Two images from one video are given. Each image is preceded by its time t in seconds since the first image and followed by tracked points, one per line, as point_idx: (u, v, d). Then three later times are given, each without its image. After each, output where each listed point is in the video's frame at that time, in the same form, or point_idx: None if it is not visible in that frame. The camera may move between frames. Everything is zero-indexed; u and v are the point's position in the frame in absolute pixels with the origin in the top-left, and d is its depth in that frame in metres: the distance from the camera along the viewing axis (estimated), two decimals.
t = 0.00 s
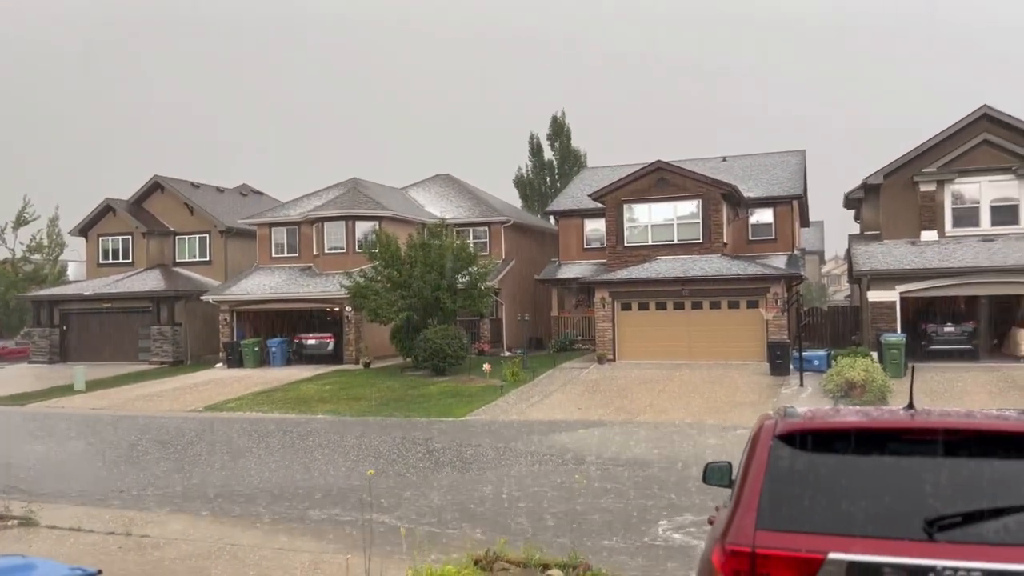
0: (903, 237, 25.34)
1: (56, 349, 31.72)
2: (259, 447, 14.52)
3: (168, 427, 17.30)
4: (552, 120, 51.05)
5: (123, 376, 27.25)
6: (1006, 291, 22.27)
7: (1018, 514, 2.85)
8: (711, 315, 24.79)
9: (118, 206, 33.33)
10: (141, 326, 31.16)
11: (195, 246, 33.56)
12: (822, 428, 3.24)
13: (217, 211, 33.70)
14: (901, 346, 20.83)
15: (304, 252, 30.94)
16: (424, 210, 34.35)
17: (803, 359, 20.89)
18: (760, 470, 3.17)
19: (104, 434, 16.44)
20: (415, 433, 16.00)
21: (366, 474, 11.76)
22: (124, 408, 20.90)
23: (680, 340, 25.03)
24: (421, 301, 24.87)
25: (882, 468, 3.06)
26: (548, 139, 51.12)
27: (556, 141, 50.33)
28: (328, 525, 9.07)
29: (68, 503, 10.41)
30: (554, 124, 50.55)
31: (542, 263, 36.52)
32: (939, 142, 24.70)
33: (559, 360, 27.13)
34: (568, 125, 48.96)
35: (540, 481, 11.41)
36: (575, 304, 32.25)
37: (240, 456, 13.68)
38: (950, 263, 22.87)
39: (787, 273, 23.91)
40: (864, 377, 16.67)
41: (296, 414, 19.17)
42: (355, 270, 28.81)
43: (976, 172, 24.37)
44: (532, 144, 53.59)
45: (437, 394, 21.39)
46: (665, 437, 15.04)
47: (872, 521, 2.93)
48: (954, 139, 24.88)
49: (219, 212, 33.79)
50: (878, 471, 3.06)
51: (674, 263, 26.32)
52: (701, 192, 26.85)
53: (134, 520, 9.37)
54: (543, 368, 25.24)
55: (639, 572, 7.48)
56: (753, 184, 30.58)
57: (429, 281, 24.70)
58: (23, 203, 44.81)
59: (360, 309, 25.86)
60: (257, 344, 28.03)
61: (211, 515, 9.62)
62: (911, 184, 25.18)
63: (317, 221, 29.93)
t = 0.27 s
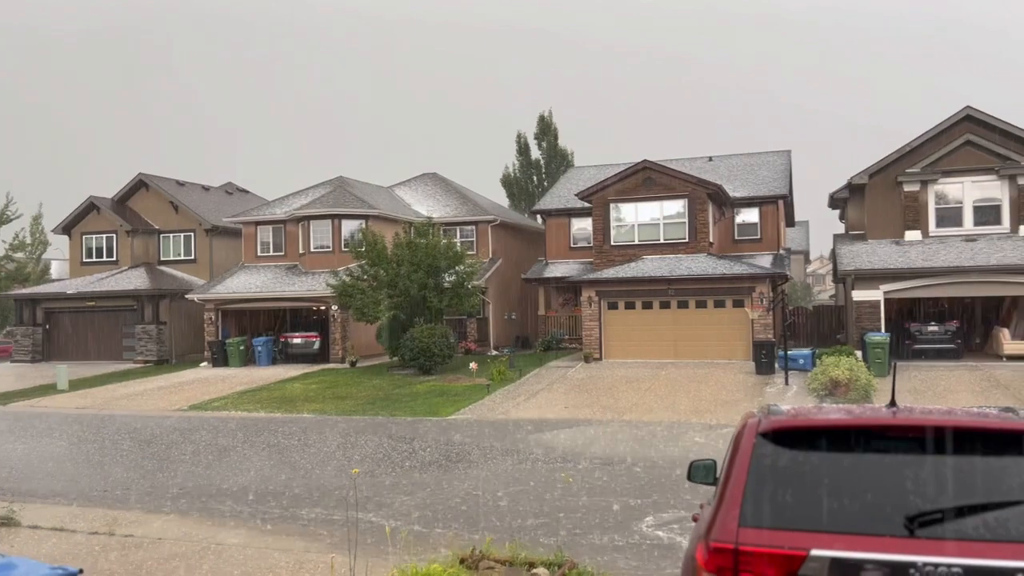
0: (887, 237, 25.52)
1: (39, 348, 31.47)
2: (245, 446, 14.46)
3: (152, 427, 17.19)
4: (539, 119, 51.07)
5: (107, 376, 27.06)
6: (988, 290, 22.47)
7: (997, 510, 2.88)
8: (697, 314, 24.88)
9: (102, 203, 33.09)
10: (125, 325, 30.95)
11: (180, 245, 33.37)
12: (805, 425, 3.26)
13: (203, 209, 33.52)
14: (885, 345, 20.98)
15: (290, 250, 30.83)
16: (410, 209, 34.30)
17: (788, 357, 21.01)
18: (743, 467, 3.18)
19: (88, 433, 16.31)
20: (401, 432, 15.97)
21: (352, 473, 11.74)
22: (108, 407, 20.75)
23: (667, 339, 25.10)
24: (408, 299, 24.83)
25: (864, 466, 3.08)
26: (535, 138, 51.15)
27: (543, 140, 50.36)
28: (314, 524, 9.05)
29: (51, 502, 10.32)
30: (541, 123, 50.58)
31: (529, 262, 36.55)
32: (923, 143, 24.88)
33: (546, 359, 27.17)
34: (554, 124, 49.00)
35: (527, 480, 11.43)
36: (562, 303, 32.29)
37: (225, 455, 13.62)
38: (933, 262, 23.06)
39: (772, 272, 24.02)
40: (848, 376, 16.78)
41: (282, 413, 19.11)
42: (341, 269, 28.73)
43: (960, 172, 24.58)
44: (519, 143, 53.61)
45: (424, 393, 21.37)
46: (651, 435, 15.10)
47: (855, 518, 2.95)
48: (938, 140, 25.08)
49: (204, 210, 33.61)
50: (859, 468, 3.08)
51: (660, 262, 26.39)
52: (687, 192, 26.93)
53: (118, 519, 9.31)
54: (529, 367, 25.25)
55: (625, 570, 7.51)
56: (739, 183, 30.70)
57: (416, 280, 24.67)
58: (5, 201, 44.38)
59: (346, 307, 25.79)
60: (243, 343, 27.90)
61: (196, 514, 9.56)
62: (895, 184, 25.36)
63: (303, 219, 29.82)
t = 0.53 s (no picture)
0: (872, 236, 25.66)
1: (21, 347, 31.19)
2: (230, 446, 14.39)
3: (136, 426, 17.06)
4: (526, 118, 51.07)
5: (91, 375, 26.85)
6: (971, 291, 22.69)
7: (980, 508, 2.90)
8: (683, 313, 24.95)
9: (86, 201, 32.83)
10: (109, 323, 30.73)
11: (165, 243, 33.16)
12: (789, 423, 3.27)
13: (188, 207, 33.32)
14: (870, 344, 21.11)
15: (276, 249, 30.69)
16: (397, 207, 34.22)
17: (774, 356, 21.09)
18: (728, 465, 3.19)
19: (70, 433, 16.18)
20: (387, 431, 15.93)
21: (337, 472, 11.70)
22: (91, 406, 20.59)
23: (653, 338, 25.15)
24: (395, 298, 24.77)
25: (847, 463, 3.09)
26: (522, 137, 51.15)
27: (530, 139, 50.38)
28: (299, 523, 9.01)
29: (33, 502, 10.23)
30: (528, 122, 50.59)
31: (516, 261, 36.54)
32: (907, 143, 25.04)
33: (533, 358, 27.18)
34: (542, 123, 49.02)
35: (513, 479, 11.43)
36: (549, 302, 32.30)
37: (210, 455, 13.54)
38: (917, 262, 23.23)
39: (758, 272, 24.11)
40: (833, 375, 16.88)
41: (268, 412, 19.02)
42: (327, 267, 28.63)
43: (943, 173, 24.78)
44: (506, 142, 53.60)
45: (410, 392, 21.32)
46: (637, 434, 15.13)
47: (838, 516, 2.96)
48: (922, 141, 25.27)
49: (189, 208, 33.41)
50: (843, 466, 3.09)
51: (647, 262, 26.44)
52: (674, 191, 27.00)
53: (102, 519, 9.24)
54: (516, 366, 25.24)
55: (611, 569, 7.52)
56: (726, 183, 30.80)
57: (402, 279, 24.61)
58: None
59: (332, 306, 25.70)
60: (228, 342, 27.76)
61: (180, 514, 9.49)
62: (880, 184, 25.50)
63: (289, 218, 29.70)
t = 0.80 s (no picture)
0: (857, 236, 25.81)
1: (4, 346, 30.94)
2: (216, 445, 14.32)
3: (120, 425, 16.95)
4: (514, 117, 51.07)
5: (74, 374, 26.65)
6: (955, 291, 22.87)
7: (962, 505, 2.91)
8: (669, 312, 25.02)
9: (70, 199, 32.58)
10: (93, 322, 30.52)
11: (150, 241, 32.95)
12: (774, 422, 3.29)
13: (173, 206, 33.12)
14: (855, 343, 21.24)
15: (262, 247, 30.56)
16: (384, 206, 34.15)
17: (759, 355, 21.19)
18: (713, 463, 3.21)
19: (54, 432, 16.06)
20: (374, 431, 15.90)
21: (323, 471, 11.69)
22: (75, 405, 20.44)
23: (639, 337, 25.21)
24: (381, 297, 24.72)
25: (831, 461, 3.11)
26: (510, 136, 51.15)
27: (518, 139, 50.38)
28: (284, 523, 8.98)
29: (15, 503, 10.15)
30: (516, 122, 50.59)
31: (504, 260, 36.54)
32: (893, 144, 25.22)
33: (520, 357, 27.20)
34: (529, 123, 49.02)
35: (499, 477, 11.45)
36: (536, 301, 32.31)
37: (195, 454, 13.47)
38: (902, 262, 23.38)
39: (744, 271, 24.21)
40: (818, 374, 16.96)
41: (254, 411, 18.94)
42: (314, 266, 28.53)
43: (928, 173, 24.96)
44: (494, 141, 53.59)
45: (397, 391, 21.29)
46: (624, 433, 15.16)
47: (821, 514, 2.97)
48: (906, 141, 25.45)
49: (175, 206, 33.22)
50: (828, 463, 3.10)
51: (634, 261, 26.50)
52: (661, 191, 27.07)
53: (85, 519, 9.18)
54: (503, 365, 25.25)
55: (597, 567, 7.55)
56: (712, 183, 30.90)
57: (389, 277, 24.55)
58: None
59: (319, 305, 25.62)
60: (213, 341, 27.62)
61: (164, 514, 9.44)
62: (865, 185, 25.66)
63: (275, 216, 29.58)
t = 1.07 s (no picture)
0: (843, 237, 25.95)
1: None
2: (202, 444, 14.25)
3: (105, 424, 16.84)
4: (502, 116, 51.06)
5: (59, 373, 26.47)
6: (939, 292, 23.07)
7: (945, 502, 2.92)
8: (657, 312, 25.08)
9: (54, 197, 32.34)
10: (78, 321, 30.32)
11: (135, 239, 32.75)
12: (760, 419, 3.31)
13: (159, 204, 32.93)
14: (840, 343, 21.37)
15: (248, 246, 30.43)
16: (372, 205, 34.07)
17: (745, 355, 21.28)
18: (698, 461, 3.22)
19: (38, 432, 15.93)
20: (360, 429, 15.86)
21: (308, 470, 11.65)
22: (59, 404, 20.28)
23: (627, 337, 25.27)
24: (369, 296, 24.66)
25: (815, 459, 3.12)
26: (498, 136, 51.14)
27: (506, 138, 50.38)
28: (270, 522, 8.96)
29: None
30: (505, 121, 50.58)
31: (491, 259, 36.53)
32: (878, 145, 25.36)
33: (507, 357, 27.20)
34: (518, 122, 49.04)
35: (486, 476, 11.45)
36: (524, 300, 32.33)
37: (181, 453, 13.40)
38: (887, 262, 23.53)
39: (731, 271, 24.30)
40: (804, 373, 17.07)
41: (240, 410, 18.86)
42: (300, 265, 28.43)
43: (913, 174, 25.13)
44: (482, 140, 53.57)
45: (384, 391, 21.26)
46: (611, 432, 15.19)
47: (806, 511, 2.98)
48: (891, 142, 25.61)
49: (160, 205, 33.02)
50: (812, 461, 3.12)
51: (621, 261, 26.55)
52: (648, 191, 27.14)
53: (69, 518, 9.12)
54: (491, 365, 25.25)
55: (583, 565, 7.57)
56: (699, 183, 31.00)
57: (376, 276, 24.50)
58: None
59: (306, 304, 25.54)
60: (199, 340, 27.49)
61: (149, 513, 9.38)
62: (851, 185, 25.80)
63: (262, 215, 29.46)
